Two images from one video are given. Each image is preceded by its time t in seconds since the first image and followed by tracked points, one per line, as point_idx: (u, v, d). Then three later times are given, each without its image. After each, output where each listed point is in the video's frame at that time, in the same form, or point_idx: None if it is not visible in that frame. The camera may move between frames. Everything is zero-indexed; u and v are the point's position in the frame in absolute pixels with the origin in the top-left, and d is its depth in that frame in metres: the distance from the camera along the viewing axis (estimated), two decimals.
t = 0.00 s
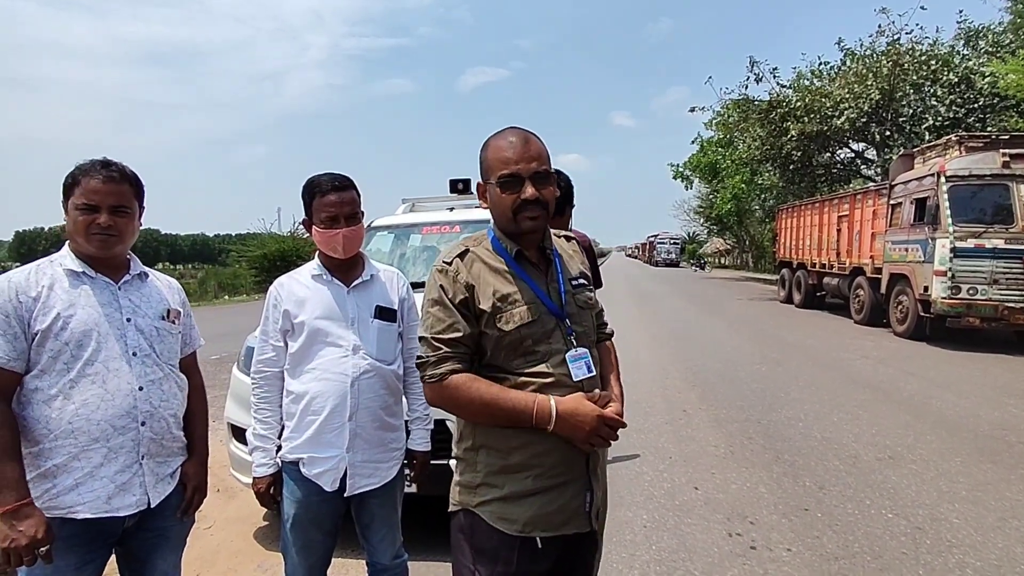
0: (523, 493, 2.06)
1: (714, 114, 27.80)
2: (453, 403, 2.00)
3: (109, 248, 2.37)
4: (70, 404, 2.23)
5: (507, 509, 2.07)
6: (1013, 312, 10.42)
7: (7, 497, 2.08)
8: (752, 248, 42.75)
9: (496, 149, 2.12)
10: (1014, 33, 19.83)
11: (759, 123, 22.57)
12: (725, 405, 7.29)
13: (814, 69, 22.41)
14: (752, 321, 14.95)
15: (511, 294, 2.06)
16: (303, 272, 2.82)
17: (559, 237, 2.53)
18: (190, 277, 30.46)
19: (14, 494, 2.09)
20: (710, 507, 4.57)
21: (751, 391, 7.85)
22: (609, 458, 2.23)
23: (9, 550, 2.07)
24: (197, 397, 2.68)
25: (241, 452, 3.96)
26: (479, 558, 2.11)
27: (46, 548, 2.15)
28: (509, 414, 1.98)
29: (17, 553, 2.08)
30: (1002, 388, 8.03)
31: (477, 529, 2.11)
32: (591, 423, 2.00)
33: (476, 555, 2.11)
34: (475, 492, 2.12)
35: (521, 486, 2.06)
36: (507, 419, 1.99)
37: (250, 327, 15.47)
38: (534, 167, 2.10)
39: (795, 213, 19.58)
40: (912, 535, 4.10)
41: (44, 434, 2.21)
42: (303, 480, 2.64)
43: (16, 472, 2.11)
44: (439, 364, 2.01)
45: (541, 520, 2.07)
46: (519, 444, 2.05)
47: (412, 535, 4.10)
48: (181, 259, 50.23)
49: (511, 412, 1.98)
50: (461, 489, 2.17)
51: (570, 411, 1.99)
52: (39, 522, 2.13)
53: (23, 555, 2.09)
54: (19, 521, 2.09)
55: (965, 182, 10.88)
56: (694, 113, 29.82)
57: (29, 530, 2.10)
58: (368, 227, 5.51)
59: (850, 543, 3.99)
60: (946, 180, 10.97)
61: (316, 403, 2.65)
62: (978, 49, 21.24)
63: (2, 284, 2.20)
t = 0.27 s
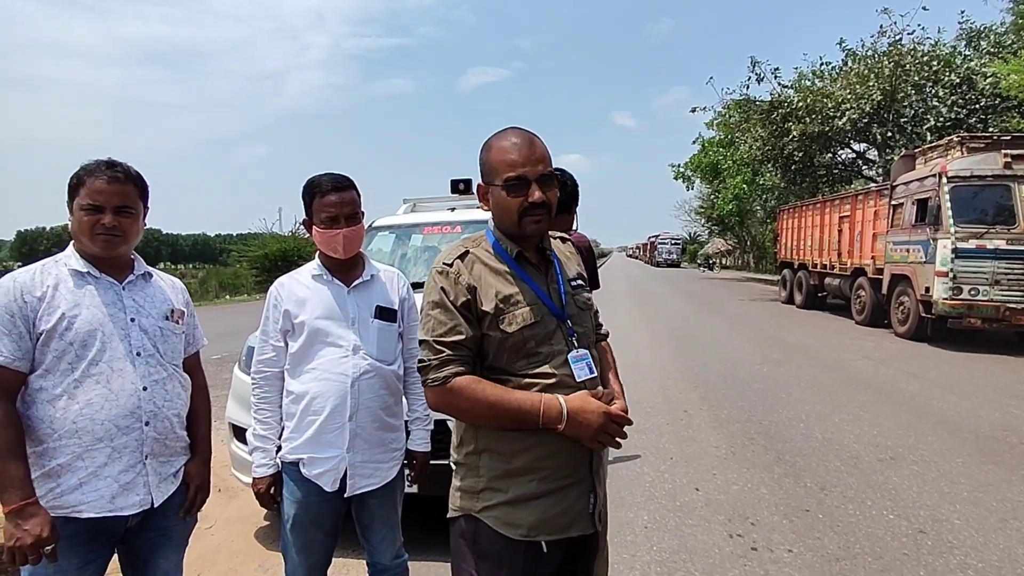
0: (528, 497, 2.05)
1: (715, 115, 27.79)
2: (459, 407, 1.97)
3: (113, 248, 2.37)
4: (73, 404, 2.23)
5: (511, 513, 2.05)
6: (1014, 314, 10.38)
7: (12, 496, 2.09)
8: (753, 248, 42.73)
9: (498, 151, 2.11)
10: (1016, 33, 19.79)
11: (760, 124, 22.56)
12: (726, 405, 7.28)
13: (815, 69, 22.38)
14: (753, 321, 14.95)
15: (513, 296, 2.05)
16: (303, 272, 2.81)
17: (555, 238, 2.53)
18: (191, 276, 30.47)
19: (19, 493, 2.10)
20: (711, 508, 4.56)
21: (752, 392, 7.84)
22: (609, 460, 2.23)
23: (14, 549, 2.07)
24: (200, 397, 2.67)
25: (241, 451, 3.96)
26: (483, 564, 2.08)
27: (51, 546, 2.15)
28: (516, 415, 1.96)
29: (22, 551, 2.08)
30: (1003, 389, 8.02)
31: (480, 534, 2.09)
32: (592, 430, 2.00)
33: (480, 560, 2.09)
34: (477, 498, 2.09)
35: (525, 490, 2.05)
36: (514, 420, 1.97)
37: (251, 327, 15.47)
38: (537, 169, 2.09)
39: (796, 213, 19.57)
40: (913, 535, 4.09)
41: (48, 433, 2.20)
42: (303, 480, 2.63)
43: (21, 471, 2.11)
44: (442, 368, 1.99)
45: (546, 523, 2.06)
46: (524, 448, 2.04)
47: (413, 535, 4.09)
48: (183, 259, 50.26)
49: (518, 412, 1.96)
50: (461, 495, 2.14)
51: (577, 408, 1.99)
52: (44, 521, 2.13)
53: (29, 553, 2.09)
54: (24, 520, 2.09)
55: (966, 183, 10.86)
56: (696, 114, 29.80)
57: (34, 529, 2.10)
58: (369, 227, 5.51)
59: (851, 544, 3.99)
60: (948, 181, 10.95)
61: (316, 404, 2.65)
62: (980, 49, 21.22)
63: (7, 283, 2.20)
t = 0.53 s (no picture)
0: (529, 500, 2.04)
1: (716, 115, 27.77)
2: (453, 400, 1.94)
3: (116, 248, 2.37)
4: (75, 403, 2.23)
5: (511, 516, 2.04)
6: (1015, 314, 10.37)
7: (14, 495, 2.08)
8: (754, 249, 42.71)
9: (494, 150, 2.11)
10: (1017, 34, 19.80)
11: (762, 125, 22.55)
12: (726, 406, 7.27)
13: (816, 70, 22.36)
14: (754, 322, 14.93)
15: (511, 297, 2.05)
16: (303, 272, 2.81)
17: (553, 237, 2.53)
18: (191, 276, 30.48)
19: (21, 492, 2.09)
20: (711, 509, 4.56)
21: (753, 393, 7.84)
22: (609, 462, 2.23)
23: (17, 548, 2.07)
24: (203, 396, 2.67)
25: (241, 451, 3.96)
26: (483, 567, 2.07)
27: (54, 545, 2.14)
28: (503, 387, 1.90)
29: (24, 551, 2.08)
30: (1005, 390, 8.00)
31: (480, 537, 2.07)
32: (580, 375, 1.84)
33: (479, 564, 2.07)
34: (476, 500, 2.07)
35: (525, 492, 2.04)
36: (503, 393, 1.91)
37: (251, 326, 15.46)
38: (534, 169, 2.09)
39: (798, 213, 19.55)
40: (914, 537, 4.08)
41: (49, 432, 2.20)
42: (303, 480, 2.63)
43: (23, 470, 2.11)
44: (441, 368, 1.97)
45: (547, 526, 2.06)
46: (524, 450, 2.03)
47: (413, 535, 4.09)
48: (184, 259, 50.29)
49: (506, 385, 1.90)
50: (460, 497, 2.13)
51: (561, 360, 1.86)
52: (47, 520, 2.12)
53: (32, 553, 2.09)
54: (27, 519, 2.09)
55: (968, 184, 10.84)
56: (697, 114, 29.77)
57: (37, 528, 2.10)
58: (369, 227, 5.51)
59: (852, 544, 3.98)
60: (949, 181, 10.94)
61: (317, 404, 2.64)
62: (981, 50, 21.21)
63: (10, 283, 2.20)
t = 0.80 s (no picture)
0: (525, 501, 2.04)
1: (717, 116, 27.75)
2: (441, 398, 1.93)
3: (120, 248, 2.37)
4: (78, 403, 2.23)
5: (507, 517, 2.04)
6: (1017, 316, 10.37)
7: (16, 495, 2.08)
8: (755, 250, 42.68)
9: (490, 152, 2.10)
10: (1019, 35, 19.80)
11: (763, 125, 22.55)
12: (728, 407, 7.27)
13: (818, 71, 22.36)
14: (755, 323, 14.92)
15: (507, 299, 2.04)
16: (304, 273, 2.82)
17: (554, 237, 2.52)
18: (192, 276, 30.49)
19: (24, 492, 2.09)
20: (713, 510, 4.56)
21: (755, 393, 7.84)
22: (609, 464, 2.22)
23: (20, 548, 2.07)
24: (205, 396, 2.68)
25: (243, 451, 3.96)
26: (479, 568, 2.07)
27: (57, 545, 2.14)
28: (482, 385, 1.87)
29: (27, 550, 2.08)
30: (1006, 392, 7.99)
31: (476, 538, 2.08)
32: (553, 369, 1.77)
33: (476, 564, 2.08)
34: (473, 501, 2.08)
35: (522, 494, 2.04)
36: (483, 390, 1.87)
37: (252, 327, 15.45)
38: (530, 171, 2.08)
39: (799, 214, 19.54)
40: (916, 538, 4.08)
41: (52, 432, 2.20)
42: (305, 481, 2.63)
43: (27, 470, 2.11)
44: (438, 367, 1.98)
45: (544, 528, 2.05)
46: (520, 451, 2.03)
47: (414, 535, 4.09)
48: (185, 259, 50.31)
49: (483, 383, 1.87)
50: (458, 497, 2.13)
51: (528, 354, 1.78)
52: (49, 520, 2.12)
53: (34, 552, 2.09)
54: (29, 519, 2.08)
55: (969, 185, 10.84)
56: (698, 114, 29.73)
57: (40, 528, 2.10)
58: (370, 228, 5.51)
59: (854, 546, 3.98)
60: (951, 182, 10.93)
61: (318, 405, 2.65)
62: (983, 51, 21.20)
63: (14, 283, 2.20)
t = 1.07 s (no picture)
0: (520, 501, 2.04)
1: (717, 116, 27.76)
2: (451, 397, 1.93)
3: (120, 248, 2.37)
4: (79, 403, 2.23)
5: (503, 517, 2.05)
6: (1017, 316, 10.36)
7: (17, 495, 2.08)
8: (756, 250, 42.68)
9: (489, 153, 2.10)
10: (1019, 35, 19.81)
11: (763, 126, 22.56)
12: (728, 407, 7.27)
13: (818, 71, 22.36)
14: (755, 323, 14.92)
15: (503, 300, 2.05)
16: (306, 273, 2.82)
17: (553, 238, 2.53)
18: (192, 276, 30.51)
19: (25, 492, 2.09)
20: (713, 510, 4.56)
21: (755, 394, 7.84)
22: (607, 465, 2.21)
23: (20, 548, 2.07)
24: (206, 396, 2.68)
25: (244, 451, 3.97)
26: (475, 567, 2.08)
27: (57, 545, 2.14)
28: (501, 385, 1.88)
29: (28, 550, 2.08)
30: (1007, 392, 7.99)
31: (473, 538, 2.09)
32: (581, 371, 1.80)
33: (473, 563, 2.09)
34: (469, 501, 2.09)
35: (518, 494, 2.04)
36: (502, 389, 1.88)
37: (252, 327, 15.44)
38: (528, 173, 2.08)
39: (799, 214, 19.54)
40: (916, 538, 4.08)
41: (53, 432, 2.21)
42: (306, 481, 2.63)
43: (27, 470, 2.11)
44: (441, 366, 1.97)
45: (540, 528, 2.05)
46: (516, 451, 2.03)
47: (414, 535, 4.09)
48: (185, 259, 50.32)
49: (502, 384, 1.88)
50: (455, 497, 2.15)
51: (556, 354, 1.81)
52: (50, 520, 2.12)
53: (35, 552, 2.09)
54: (30, 519, 2.09)
55: (969, 185, 10.85)
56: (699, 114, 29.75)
57: (40, 528, 2.10)
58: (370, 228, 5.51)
59: (853, 546, 3.98)
60: (951, 183, 10.94)
61: (319, 404, 2.65)
62: (983, 51, 21.20)
63: (14, 284, 2.20)
